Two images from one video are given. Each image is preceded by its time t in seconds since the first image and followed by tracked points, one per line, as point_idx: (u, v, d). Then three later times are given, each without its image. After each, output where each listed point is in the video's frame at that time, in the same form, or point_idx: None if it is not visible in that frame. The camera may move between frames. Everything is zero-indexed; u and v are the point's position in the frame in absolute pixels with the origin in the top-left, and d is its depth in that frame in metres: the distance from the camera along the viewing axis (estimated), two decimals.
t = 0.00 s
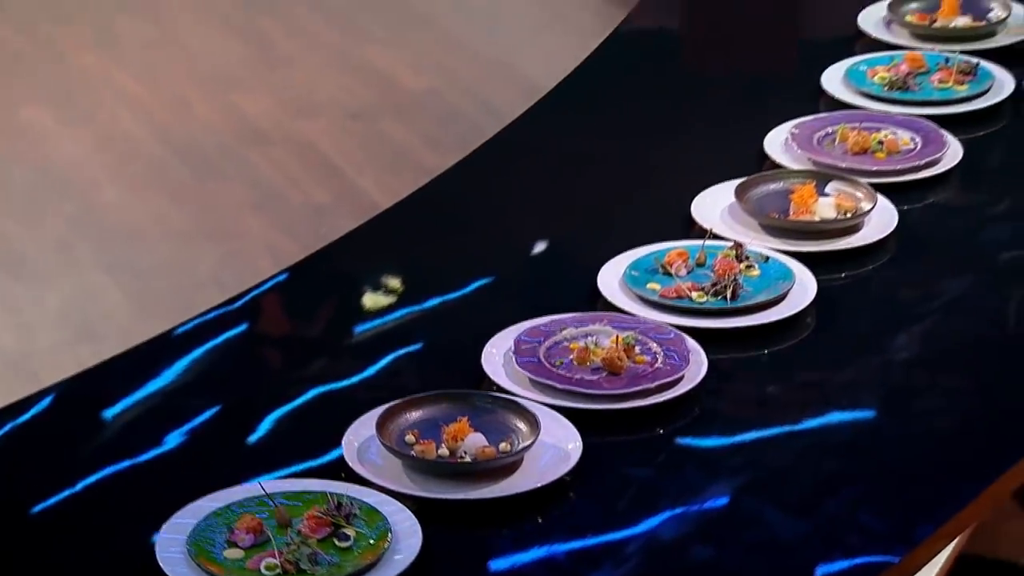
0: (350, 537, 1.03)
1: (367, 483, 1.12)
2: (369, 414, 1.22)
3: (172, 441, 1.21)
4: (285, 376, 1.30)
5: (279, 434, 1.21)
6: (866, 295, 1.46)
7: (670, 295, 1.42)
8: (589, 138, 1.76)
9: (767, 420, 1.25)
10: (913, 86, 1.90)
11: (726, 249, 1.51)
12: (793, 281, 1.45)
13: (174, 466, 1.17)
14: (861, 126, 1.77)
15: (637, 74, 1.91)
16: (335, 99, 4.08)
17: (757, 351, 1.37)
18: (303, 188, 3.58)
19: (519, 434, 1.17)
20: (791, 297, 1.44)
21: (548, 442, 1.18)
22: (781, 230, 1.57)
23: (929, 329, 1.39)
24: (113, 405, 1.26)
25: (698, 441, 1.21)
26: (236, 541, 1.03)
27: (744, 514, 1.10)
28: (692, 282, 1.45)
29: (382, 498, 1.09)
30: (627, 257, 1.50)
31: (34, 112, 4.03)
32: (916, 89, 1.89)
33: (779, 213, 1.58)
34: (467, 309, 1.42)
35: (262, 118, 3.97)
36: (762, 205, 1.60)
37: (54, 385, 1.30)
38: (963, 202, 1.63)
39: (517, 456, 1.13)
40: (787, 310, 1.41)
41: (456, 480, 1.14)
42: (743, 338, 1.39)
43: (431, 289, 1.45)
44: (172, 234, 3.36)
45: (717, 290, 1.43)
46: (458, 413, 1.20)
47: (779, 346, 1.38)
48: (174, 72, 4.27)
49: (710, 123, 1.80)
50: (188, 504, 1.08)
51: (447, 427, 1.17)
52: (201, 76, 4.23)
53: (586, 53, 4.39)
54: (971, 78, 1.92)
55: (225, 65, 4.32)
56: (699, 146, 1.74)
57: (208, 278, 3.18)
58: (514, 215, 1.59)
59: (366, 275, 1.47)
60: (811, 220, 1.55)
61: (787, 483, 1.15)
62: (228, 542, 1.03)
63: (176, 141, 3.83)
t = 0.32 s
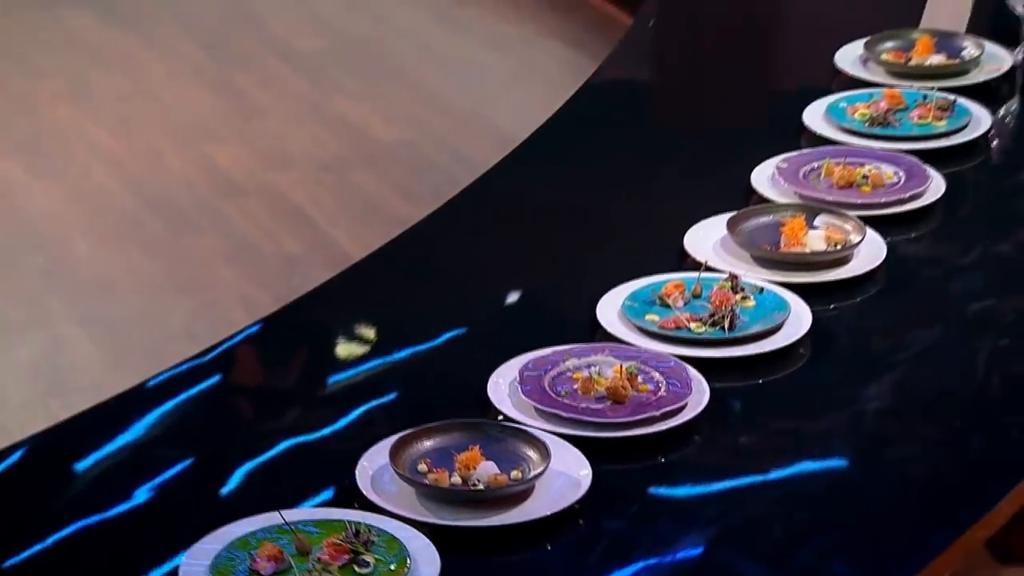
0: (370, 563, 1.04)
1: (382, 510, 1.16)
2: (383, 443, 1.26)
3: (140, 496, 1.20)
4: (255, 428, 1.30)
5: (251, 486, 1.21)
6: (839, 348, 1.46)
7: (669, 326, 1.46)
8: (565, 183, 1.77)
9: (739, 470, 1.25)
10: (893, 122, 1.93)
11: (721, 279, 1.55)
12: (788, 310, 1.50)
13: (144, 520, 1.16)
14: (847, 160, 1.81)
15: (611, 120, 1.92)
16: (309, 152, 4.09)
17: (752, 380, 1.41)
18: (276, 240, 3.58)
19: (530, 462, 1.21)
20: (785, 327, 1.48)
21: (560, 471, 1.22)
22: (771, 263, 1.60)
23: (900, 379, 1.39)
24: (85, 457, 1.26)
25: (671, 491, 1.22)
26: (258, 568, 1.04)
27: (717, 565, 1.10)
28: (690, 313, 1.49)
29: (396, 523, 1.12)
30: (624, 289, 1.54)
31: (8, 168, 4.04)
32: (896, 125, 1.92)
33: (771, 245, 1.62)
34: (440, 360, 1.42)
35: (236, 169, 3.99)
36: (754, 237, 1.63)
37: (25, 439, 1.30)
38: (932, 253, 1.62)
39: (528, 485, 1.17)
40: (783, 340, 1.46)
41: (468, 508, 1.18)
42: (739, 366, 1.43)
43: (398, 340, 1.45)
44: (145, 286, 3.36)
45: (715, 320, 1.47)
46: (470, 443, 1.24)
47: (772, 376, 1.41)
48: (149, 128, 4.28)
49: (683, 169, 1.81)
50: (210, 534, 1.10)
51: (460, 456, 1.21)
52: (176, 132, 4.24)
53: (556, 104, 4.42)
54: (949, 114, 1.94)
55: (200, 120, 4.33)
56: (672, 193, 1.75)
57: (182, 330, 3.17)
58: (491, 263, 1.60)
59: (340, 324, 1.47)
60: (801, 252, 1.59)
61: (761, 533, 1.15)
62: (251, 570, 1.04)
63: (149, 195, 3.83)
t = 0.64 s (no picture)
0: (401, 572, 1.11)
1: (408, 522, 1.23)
2: (407, 457, 1.33)
3: (130, 532, 1.24)
4: (247, 463, 1.34)
5: (241, 520, 1.25)
6: (813, 386, 1.50)
7: (673, 345, 1.54)
8: (553, 221, 1.82)
9: (716, 505, 1.29)
10: (875, 150, 2.01)
11: (720, 300, 1.62)
12: (786, 330, 1.58)
13: (137, 555, 1.20)
14: (835, 187, 1.89)
15: (597, 162, 1.98)
16: (298, 195, 4.14)
17: (751, 397, 1.49)
18: (266, 281, 3.62)
19: (549, 474, 1.28)
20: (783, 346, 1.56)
21: (577, 482, 1.30)
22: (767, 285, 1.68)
23: (873, 416, 1.44)
24: (79, 492, 1.30)
25: (650, 524, 1.26)
26: None
27: None
28: (693, 332, 1.57)
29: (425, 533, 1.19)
30: (629, 311, 1.62)
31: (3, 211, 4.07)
32: (878, 153, 2.01)
33: (765, 267, 1.69)
34: (426, 396, 1.46)
35: (229, 213, 4.02)
36: (750, 260, 1.71)
37: (19, 477, 1.34)
38: (902, 294, 1.66)
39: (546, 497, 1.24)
40: (782, 357, 1.53)
41: (489, 518, 1.25)
42: (739, 384, 1.51)
43: (383, 378, 1.49)
44: (138, 327, 3.39)
45: (717, 339, 1.55)
46: (489, 456, 1.31)
47: (771, 394, 1.49)
48: (142, 172, 4.33)
49: (666, 208, 1.86)
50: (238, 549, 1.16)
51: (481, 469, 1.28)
52: (168, 176, 4.29)
53: (540, 147, 4.47)
54: (928, 143, 2.03)
55: (191, 165, 4.38)
56: (654, 232, 1.80)
57: (175, 370, 3.20)
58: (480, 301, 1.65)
59: (327, 360, 1.52)
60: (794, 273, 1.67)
61: (738, 565, 1.19)
62: None
63: (143, 237, 3.87)
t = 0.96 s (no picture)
0: (436, 568, 1.21)
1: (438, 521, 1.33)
2: (437, 459, 1.43)
3: (134, 553, 1.29)
4: (249, 485, 1.39)
5: (243, 542, 1.30)
6: (792, 411, 1.55)
7: (681, 354, 1.64)
8: (545, 251, 1.88)
9: (698, 526, 1.35)
10: (862, 170, 2.09)
11: (724, 311, 1.72)
12: (788, 337, 1.67)
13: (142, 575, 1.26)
14: (828, 205, 1.98)
15: (592, 193, 2.04)
16: (297, 227, 4.20)
17: (754, 403, 1.58)
18: (268, 310, 3.68)
19: (572, 476, 1.38)
20: (787, 353, 1.65)
21: (597, 483, 1.39)
22: (767, 297, 1.78)
23: (852, 441, 1.49)
24: (87, 514, 1.36)
25: (637, 543, 1.32)
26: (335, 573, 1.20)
27: None
28: (700, 342, 1.66)
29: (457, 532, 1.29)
30: (636, 321, 1.72)
31: (10, 242, 4.14)
32: (864, 173, 2.08)
33: (765, 281, 1.79)
34: (421, 421, 1.52)
35: (231, 245, 4.09)
36: (750, 274, 1.81)
37: (28, 500, 1.39)
38: (878, 322, 1.71)
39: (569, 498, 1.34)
40: (787, 363, 1.63)
41: (514, 516, 1.35)
42: (743, 391, 1.60)
43: (379, 405, 1.54)
44: (143, 354, 3.45)
45: (723, 348, 1.64)
46: (514, 459, 1.40)
47: (773, 400, 1.58)
48: (145, 205, 4.39)
49: (657, 237, 1.92)
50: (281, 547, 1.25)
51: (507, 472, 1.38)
52: (171, 208, 4.36)
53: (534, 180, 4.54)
54: (911, 163, 2.11)
55: (193, 197, 4.44)
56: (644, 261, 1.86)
57: (177, 397, 3.26)
58: (476, 327, 1.71)
59: (326, 385, 1.58)
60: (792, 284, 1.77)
61: None
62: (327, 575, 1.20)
63: (147, 267, 3.94)
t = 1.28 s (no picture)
0: (473, 563, 1.31)
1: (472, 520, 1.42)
2: (470, 462, 1.53)
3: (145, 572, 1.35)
4: (256, 505, 1.46)
5: (250, 559, 1.37)
6: (780, 435, 1.61)
7: (694, 361, 1.72)
8: (544, 280, 1.95)
9: (688, 544, 1.41)
10: (854, 188, 2.20)
11: (733, 322, 1.81)
12: (794, 345, 1.76)
13: None
14: (826, 223, 2.08)
15: (591, 223, 2.11)
16: (304, 256, 4.27)
17: (762, 409, 1.67)
18: (276, 336, 3.75)
19: (598, 476, 1.48)
20: (793, 361, 1.74)
21: (621, 483, 1.49)
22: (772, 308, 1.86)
23: (837, 464, 1.55)
24: (100, 533, 1.42)
25: (632, 561, 1.38)
26: (379, 568, 1.30)
27: None
28: (711, 350, 1.75)
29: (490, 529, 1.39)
30: (650, 332, 1.81)
31: (25, 270, 4.21)
32: (857, 192, 2.18)
33: (769, 293, 1.87)
34: (422, 444, 1.58)
35: (240, 273, 4.15)
36: (755, 286, 1.90)
37: (45, 521, 1.46)
38: (864, 349, 1.77)
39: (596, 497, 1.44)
40: (794, 370, 1.72)
41: (543, 515, 1.45)
42: (753, 397, 1.69)
43: (381, 428, 1.60)
44: (155, 378, 3.52)
45: (734, 355, 1.73)
46: (544, 462, 1.51)
47: (780, 406, 1.67)
48: (157, 234, 4.46)
49: (654, 264, 1.99)
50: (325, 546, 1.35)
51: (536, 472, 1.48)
52: (183, 237, 4.43)
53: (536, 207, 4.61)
54: (901, 182, 2.22)
55: (204, 227, 4.51)
56: (639, 288, 1.93)
57: (189, 419, 3.32)
58: (477, 352, 1.77)
59: (332, 408, 1.64)
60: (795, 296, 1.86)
61: None
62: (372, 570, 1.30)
63: (159, 294, 4.01)
